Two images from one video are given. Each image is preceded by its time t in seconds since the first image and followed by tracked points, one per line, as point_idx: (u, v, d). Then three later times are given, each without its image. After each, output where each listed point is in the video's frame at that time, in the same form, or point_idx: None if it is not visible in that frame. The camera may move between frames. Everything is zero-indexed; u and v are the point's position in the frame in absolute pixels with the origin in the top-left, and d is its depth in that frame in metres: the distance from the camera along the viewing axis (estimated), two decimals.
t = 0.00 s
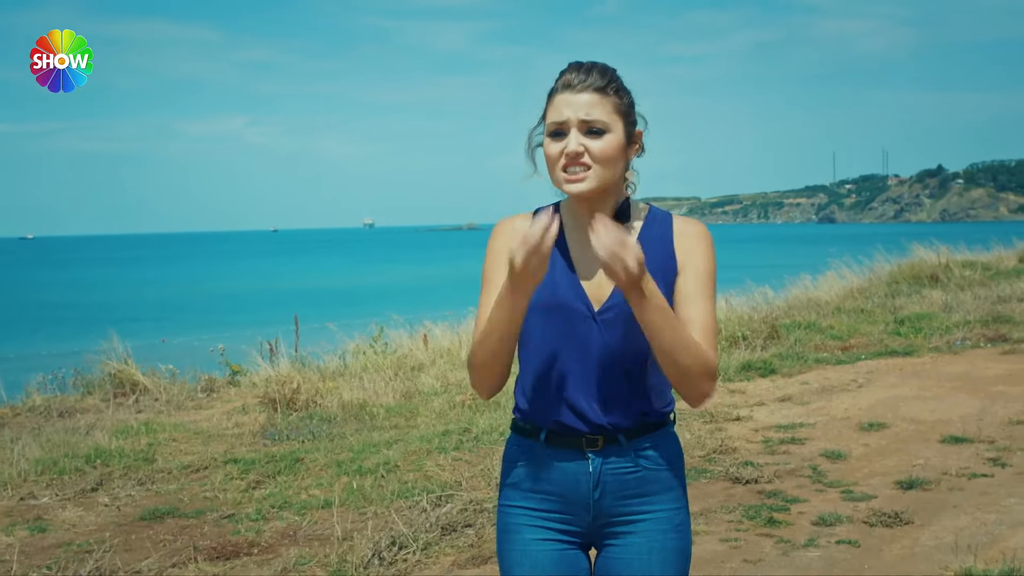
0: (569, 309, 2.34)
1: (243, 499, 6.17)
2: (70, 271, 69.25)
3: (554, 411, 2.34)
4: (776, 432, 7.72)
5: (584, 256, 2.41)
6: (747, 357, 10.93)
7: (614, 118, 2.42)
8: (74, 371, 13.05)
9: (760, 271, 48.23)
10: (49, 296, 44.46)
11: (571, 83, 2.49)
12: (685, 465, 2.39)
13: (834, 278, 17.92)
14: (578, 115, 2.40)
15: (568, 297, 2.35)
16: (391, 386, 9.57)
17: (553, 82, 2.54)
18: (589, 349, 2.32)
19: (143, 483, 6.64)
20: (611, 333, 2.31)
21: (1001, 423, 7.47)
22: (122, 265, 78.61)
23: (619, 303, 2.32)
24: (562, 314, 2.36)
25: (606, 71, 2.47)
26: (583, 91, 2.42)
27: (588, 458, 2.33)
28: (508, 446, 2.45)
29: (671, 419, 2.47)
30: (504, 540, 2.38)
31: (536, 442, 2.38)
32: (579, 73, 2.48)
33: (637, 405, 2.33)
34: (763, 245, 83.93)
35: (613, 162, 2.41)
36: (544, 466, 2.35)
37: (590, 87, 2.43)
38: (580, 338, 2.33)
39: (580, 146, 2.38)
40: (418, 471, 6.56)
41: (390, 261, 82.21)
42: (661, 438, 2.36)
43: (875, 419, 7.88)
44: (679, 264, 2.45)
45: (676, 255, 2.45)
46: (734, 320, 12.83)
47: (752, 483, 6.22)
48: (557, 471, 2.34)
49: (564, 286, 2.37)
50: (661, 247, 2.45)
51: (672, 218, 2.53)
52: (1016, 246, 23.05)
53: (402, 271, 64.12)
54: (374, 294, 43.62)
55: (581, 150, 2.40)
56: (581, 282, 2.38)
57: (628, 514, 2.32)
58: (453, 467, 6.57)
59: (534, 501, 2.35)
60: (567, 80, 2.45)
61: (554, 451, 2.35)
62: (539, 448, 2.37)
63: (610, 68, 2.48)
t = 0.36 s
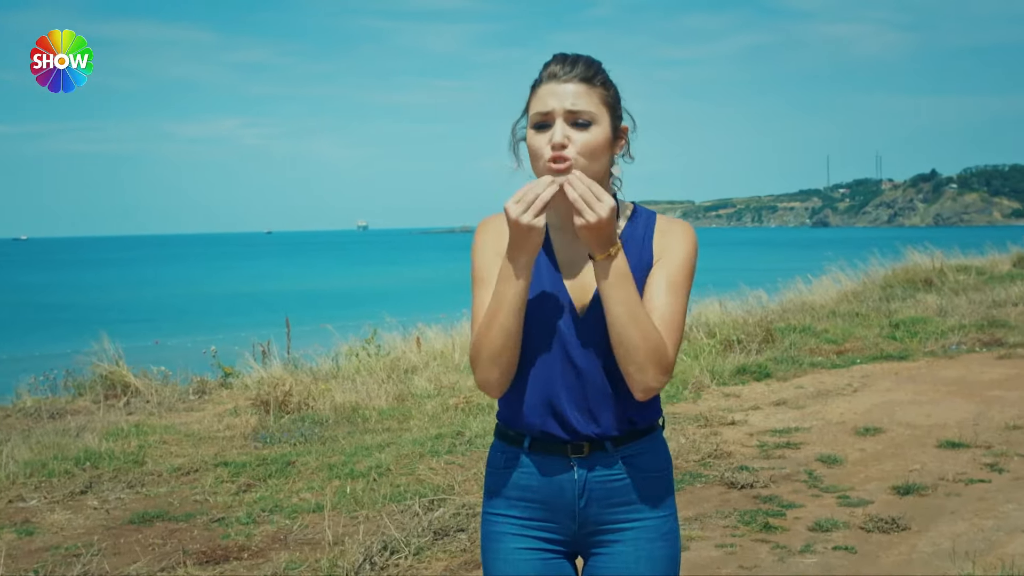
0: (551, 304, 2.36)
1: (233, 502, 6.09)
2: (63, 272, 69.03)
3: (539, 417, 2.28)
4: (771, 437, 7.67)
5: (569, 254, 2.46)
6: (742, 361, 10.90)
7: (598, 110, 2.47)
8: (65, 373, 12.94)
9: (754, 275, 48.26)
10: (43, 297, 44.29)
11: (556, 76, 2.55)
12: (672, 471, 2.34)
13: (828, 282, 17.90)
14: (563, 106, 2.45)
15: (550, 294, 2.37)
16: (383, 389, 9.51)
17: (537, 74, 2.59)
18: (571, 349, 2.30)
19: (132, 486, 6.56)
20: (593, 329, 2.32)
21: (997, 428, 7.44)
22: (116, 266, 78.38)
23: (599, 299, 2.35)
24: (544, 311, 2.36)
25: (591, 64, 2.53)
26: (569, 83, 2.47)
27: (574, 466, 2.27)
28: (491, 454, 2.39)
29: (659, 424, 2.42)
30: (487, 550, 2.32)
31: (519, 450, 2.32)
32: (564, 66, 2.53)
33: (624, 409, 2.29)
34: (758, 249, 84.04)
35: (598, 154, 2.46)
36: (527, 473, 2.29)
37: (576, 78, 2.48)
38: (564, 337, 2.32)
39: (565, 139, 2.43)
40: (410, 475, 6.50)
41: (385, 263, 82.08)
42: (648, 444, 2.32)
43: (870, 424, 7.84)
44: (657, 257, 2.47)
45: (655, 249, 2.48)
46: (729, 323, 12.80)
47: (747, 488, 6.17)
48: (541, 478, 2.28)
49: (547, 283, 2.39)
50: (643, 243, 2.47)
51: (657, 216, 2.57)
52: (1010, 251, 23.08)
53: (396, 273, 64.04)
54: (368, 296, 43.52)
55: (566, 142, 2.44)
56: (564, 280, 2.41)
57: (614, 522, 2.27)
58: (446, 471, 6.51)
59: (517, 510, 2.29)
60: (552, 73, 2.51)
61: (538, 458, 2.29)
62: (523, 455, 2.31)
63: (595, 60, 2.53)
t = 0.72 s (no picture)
0: (532, 313, 2.30)
1: (221, 506, 6.01)
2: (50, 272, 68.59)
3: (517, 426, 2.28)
4: (763, 439, 7.63)
5: (548, 260, 2.44)
6: (733, 363, 10.86)
7: (580, 102, 2.48)
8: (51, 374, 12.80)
9: (745, 275, 48.31)
10: (31, 297, 43.97)
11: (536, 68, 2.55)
12: (657, 482, 2.33)
13: (819, 283, 17.89)
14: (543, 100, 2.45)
15: (531, 301, 2.32)
16: (372, 391, 9.43)
17: (516, 67, 2.60)
18: (552, 355, 2.28)
19: (118, 490, 6.46)
20: (575, 338, 2.27)
21: (990, 430, 7.42)
22: (105, 267, 77.89)
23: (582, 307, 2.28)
24: (525, 319, 2.31)
25: (572, 55, 2.53)
26: (549, 75, 2.48)
27: (554, 479, 2.27)
28: (471, 463, 2.42)
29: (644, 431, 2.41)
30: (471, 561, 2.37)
31: (499, 460, 2.33)
32: (544, 57, 2.54)
33: (604, 418, 2.27)
34: (748, 249, 84.18)
35: (580, 147, 2.46)
36: (508, 485, 2.31)
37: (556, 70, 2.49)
38: (545, 343, 2.28)
39: (546, 132, 2.43)
40: (400, 478, 6.43)
41: (375, 263, 81.87)
42: (631, 455, 2.31)
43: (863, 426, 7.81)
44: (655, 267, 2.41)
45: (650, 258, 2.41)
46: (720, 324, 12.77)
47: (739, 491, 6.12)
48: (521, 492, 2.29)
49: (527, 290, 2.34)
50: (631, 249, 2.40)
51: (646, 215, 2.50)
52: (999, 251, 23.12)
53: (387, 274, 63.87)
54: (359, 296, 43.37)
55: (548, 136, 2.45)
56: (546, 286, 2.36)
57: (596, 537, 2.28)
58: (436, 474, 6.44)
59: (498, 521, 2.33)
60: (532, 65, 2.51)
61: (518, 470, 2.30)
62: (502, 466, 2.32)
63: (575, 50, 2.54)
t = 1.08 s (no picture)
0: (521, 331, 2.35)
1: (218, 515, 5.96)
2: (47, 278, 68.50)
3: (507, 444, 2.32)
4: (763, 445, 7.59)
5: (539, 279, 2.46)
6: (732, 367, 10.82)
7: (567, 114, 2.48)
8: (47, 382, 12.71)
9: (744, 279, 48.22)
10: (28, 304, 43.81)
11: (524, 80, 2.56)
12: (648, 500, 2.39)
13: (817, 286, 17.84)
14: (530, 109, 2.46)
15: (520, 320, 2.36)
16: (370, 397, 9.38)
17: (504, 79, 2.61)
18: (543, 373, 2.32)
19: (115, 498, 6.41)
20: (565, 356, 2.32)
21: (992, 435, 7.38)
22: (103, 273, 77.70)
23: (572, 325, 2.33)
24: (514, 339, 2.35)
25: (561, 69, 2.54)
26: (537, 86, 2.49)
27: (544, 493, 2.32)
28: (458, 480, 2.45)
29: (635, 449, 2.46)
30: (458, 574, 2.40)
31: (487, 475, 2.37)
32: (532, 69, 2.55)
33: (594, 436, 2.31)
34: (746, 253, 84.09)
35: (567, 160, 2.46)
36: (496, 501, 2.35)
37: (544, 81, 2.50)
38: (535, 361, 2.33)
39: (532, 143, 2.43)
40: (398, 486, 6.38)
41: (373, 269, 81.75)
42: (622, 472, 2.36)
43: (863, 431, 7.78)
44: (646, 286, 2.44)
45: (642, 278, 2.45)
46: (719, 328, 12.72)
47: (740, 497, 6.08)
48: (510, 506, 2.33)
49: (516, 307, 2.38)
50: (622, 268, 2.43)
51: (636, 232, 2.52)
52: (999, 254, 23.06)
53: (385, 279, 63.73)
54: (357, 301, 43.26)
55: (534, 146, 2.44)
56: (535, 304, 2.40)
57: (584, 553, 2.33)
58: (435, 482, 6.39)
59: (484, 538, 2.36)
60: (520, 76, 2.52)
61: (506, 483, 2.34)
62: (490, 481, 2.36)
63: (564, 63, 2.55)
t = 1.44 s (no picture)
0: (516, 345, 2.33)
1: (217, 522, 5.93)
2: (47, 283, 68.49)
3: (501, 460, 2.29)
4: (765, 450, 7.56)
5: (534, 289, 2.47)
6: (734, 372, 10.78)
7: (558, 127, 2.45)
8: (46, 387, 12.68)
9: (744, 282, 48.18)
10: (29, 310, 43.78)
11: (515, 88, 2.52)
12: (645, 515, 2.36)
13: (818, 290, 17.81)
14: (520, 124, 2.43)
15: (515, 335, 2.34)
16: (370, 403, 9.34)
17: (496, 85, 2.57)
18: (539, 390, 2.30)
19: (113, 506, 6.37)
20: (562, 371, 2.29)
21: (995, 439, 7.34)
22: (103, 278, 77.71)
23: (569, 339, 2.31)
24: (510, 353, 2.33)
25: (554, 76, 2.50)
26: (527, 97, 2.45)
27: (537, 509, 2.29)
28: (451, 492, 2.42)
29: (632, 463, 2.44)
30: None
31: (479, 489, 2.34)
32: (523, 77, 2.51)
33: (590, 455, 2.29)
34: (746, 257, 84.06)
35: (556, 175, 2.44)
36: (489, 516, 2.32)
37: (534, 92, 2.46)
38: (532, 377, 2.30)
39: (521, 158, 2.42)
40: (398, 493, 6.34)
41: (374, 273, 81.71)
42: (618, 487, 2.33)
43: (866, 436, 7.74)
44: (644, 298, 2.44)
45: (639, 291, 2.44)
46: (719, 332, 12.69)
47: (742, 504, 6.04)
48: (503, 521, 2.30)
49: (511, 321, 2.36)
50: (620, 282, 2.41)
51: (633, 242, 2.52)
52: (1000, 256, 23.01)
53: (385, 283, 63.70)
54: (357, 305, 43.22)
55: (524, 162, 2.42)
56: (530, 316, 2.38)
57: (578, 566, 2.31)
58: (434, 488, 6.36)
59: (477, 553, 2.34)
60: (511, 85, 2.49)
61: (500, 498, 2.31)
62: (483, 495, 2.33)
63: (557, 69, 2.49)
